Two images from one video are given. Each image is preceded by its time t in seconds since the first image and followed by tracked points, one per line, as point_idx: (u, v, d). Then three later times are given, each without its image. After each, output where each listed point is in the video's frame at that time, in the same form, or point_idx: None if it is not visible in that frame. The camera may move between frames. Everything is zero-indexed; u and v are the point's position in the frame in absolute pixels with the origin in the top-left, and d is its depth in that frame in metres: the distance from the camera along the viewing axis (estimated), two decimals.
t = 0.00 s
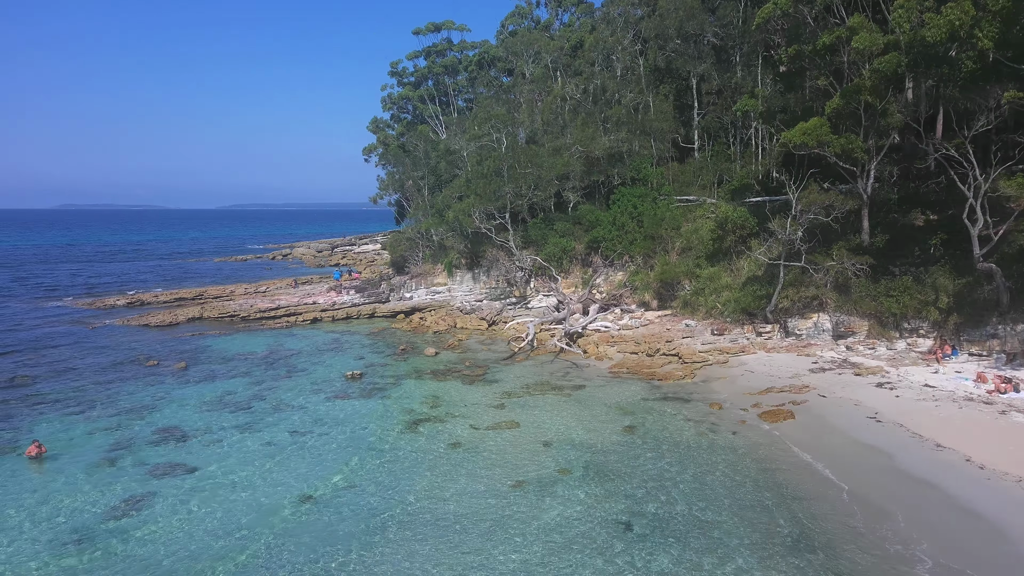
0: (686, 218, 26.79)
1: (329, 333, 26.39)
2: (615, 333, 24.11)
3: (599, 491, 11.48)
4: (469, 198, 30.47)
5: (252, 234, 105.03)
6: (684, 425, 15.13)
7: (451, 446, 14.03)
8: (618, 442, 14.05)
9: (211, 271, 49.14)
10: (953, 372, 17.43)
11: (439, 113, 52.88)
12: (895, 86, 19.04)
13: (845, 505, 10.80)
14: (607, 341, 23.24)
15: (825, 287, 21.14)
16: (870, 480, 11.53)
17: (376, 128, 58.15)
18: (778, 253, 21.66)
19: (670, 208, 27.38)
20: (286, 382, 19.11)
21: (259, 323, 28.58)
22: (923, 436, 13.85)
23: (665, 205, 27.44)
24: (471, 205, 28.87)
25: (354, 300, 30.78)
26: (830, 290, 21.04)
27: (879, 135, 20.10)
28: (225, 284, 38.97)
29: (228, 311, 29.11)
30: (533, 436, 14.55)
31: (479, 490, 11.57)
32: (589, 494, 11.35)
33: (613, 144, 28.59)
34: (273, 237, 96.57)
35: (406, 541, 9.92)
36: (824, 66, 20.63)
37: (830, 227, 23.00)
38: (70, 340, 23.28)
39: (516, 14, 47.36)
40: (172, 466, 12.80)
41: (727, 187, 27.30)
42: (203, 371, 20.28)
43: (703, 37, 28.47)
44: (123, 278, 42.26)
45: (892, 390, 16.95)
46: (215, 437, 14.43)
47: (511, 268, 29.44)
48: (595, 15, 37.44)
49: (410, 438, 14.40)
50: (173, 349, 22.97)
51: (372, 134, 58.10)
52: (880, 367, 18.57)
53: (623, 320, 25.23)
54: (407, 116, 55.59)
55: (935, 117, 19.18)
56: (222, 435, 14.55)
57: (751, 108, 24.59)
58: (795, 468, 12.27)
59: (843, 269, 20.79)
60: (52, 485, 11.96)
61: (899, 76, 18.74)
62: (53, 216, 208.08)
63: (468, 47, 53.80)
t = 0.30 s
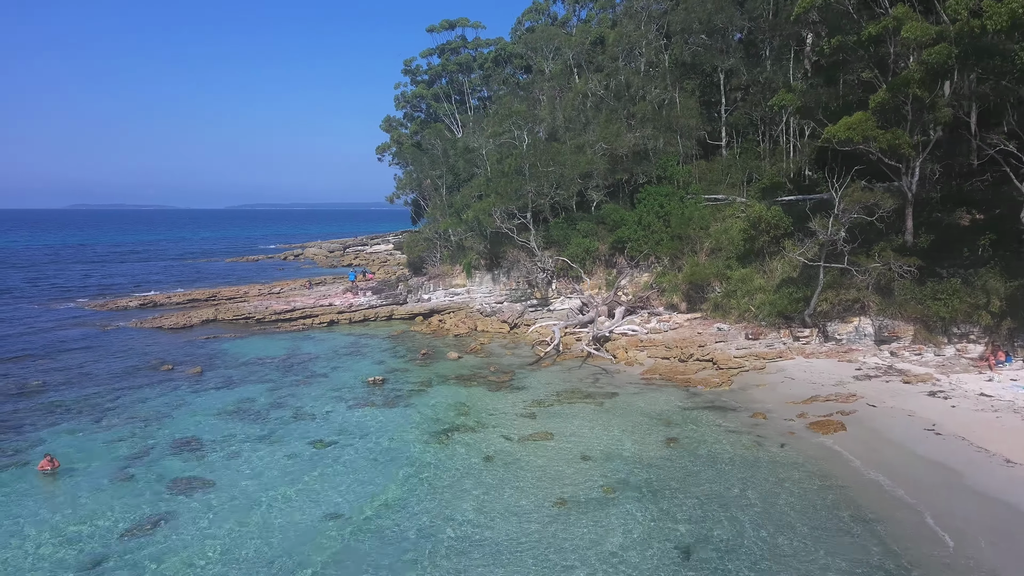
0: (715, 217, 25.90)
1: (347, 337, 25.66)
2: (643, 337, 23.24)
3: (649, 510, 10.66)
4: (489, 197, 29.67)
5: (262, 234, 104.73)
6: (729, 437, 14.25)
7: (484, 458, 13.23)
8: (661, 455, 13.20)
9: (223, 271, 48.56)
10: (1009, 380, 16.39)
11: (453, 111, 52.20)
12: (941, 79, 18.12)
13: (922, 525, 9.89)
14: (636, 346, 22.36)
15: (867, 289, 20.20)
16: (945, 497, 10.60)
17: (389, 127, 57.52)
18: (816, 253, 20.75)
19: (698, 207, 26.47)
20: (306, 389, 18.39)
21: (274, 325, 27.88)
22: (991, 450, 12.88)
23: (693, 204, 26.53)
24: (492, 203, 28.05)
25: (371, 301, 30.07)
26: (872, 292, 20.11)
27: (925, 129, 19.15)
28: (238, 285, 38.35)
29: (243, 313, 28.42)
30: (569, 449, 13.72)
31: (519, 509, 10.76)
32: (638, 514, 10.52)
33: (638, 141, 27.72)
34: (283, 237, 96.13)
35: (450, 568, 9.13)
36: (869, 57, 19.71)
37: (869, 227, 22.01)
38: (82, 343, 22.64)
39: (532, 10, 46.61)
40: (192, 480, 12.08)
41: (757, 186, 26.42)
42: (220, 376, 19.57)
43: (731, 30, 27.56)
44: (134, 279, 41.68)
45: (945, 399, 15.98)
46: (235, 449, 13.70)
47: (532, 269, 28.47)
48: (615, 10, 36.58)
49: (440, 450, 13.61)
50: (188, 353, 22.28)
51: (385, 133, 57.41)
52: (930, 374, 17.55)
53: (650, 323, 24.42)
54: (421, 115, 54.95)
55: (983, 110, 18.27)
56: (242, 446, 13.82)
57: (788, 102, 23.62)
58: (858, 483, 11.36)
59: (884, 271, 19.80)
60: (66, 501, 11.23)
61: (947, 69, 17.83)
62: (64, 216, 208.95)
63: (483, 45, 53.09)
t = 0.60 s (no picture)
0: (745, 216, 25.01)
1: (365, 340, 24.89)
2: (673, 341, 22.37)
3: (705, 534, 9.85)
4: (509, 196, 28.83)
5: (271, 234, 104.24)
6: (780, 450, 13.37)
7: (520, 473, 12.43)
8: (710, 471, 12.36)
9: (234, 271, 47.94)
10: None
11: (466, 108, 51.44)
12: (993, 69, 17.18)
13: (1010, 551, 9.01)
14: (666, 350, 21.50)
15: (911, 291, 19.27)
16: None
17: (400, 125, 56.80)
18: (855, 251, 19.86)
19: (727, 206, 25.56)
20: (326, 396, 17.62)
21: (289, 327, 27.12)
22: None
23: (722, 203, 25.61)
24: (513, 202, 27.22)
25: (388, 302, 29.26)
26: (917, 295, 19.16)
27: (975, 122, 18.20)
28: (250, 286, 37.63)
29: (257, 315, 27.71)
30: (610, 463, 12.87)
31: (565, 532, 9.98)
32: (694, 538, 9.71)
33: (663, 138, 26.85)
34: (292, 236, 95.68)
35: None
36: (916, 49, 18.68)
37: (911, 225, 21.04)
38: (93, 346, 21.93)
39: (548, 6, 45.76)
40: (212, 496, 11.32)
41: (788, 183, 25.56)
42: (236, 382, 18.81)
43: (762, 22, 26.60)
44: (145, 279, 41.10)
45: (1004, 407, 15.02)
46: (256, 461, 12.94)
47: (554, 269, 27.60)
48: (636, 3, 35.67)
49: (472, 463, 12.81)
50: (202, 357, 21.53)
51: (397, 131, 56.65)
52: (983, 381, 16.48)
53: (679, 327, 23.53)
54: (433, 112, 54.22)
55: None
56: (263, 459, 13.06)
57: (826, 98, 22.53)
58: (930, 501, 10.48)
59: (929, 271, 18.85)
60: (81, 519, 10.47)
61: (1001, 58, 16.90)
62: (73, 216, 209.37)
63: (497, 41, 52.26)
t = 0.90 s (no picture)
0: (778, 215, 24.12)
1: (384, 344, 24.11)
2: (706, 346, 21.49)
3: (777, 563, 9.02)
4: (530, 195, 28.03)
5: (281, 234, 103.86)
6: (839, 464, 12.49)
7: (563, 489, 11.61)
8: (768, 487, 11.49)
9: (247, 272, 47.37)
10: None
11: (480, 107, 50.72)
12: None
13: None
14: (700, 355, 20.63)
15: (961, 293, 18.29)
16: None
17: (413, 124, 56.12)
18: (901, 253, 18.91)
19: (760, 205, 24.65)
20: (349, 404, 16.87)
21: (305, 330, 26.40)
22: None
23: (754, 201, 24.69)
24: (536, 201, 26.39)
25: (406, 304, 28.49)
26: (968, 298, 18.15)
27: None
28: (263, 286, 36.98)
29: (273, 317, 26.99)
30: (659, 479, 12.02)
31: (623, 561, 9.16)
32: (766, 568, 8.88)
33: (691, 135, 25.97)
34: (303, 237, 95.28)
35: None
36: (970, 39, 17.65)
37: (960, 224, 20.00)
38: (106, 350, 21.27)
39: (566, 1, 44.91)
40: (236, 515, 10.59)
41: (822, 181, 24.66)
42: (254, 388, 18.10)
43: (795, 14, 25.63)
44: (158, 279, 40.56)
45: None
46: (281, 476, 12.20)
47: (577, 270, 26.73)
48: None
49: (510, 480, 12.02)
50: (218, 361, 20.83)
51: (410, 130, 56.01)
52: None
53: (711, 330, 22.67)
54: (447, 111, 53.51)
55: None
56: (288, 474, 12.33)
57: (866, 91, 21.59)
58: (1020, 524, 9.58)
59: (982, 274, 17.81)
60: (98, 541, 9.77)
61: None
62: (83, 216, 210.19)
63: (512, 38, 51.47)
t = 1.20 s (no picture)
0: (815, 214, 23.22)
1: (406, 348, 23.35)
2: (743, 351, 20.56)
3: None
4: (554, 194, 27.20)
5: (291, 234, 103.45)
6: (910, 481, 11.61)
7: (614, 508, 10.80)
8: (840, 509, 10.62)
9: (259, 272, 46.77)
10: None
11: (494, 105, 50.07)
12: None
13: None
14: (738, 361, 19.74)
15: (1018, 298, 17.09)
16: None
17: (427, 122, 55.44)
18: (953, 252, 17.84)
19: (795, 203, 23.72)
20: (375, 411, 16.10)
21: (323, 332, 25.66)
22: None
23: (789, 200, 23.75)
24: (561, 200, 25.53)
25: (426, 305, 27.69)
26: None
27: None
28: (277, 287, 36.31)
29: (289, 319, 26.25)
30: (715, 497, 11.17)
31: None
32: None
33: (723, 131, 25.06)
34: (312, 237, 94.85)
35: None
36: None
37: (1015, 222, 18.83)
38: (121, 354, 20.61)
39: None
40: (266, 537, 9.85)
41: (860, 179, 23.78)
42: (275, 395, 17.37)
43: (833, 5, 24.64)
44: (170, 280, 39.97)
45: None
46: (311, 493, 11.46)
47: (603, 272, 25.86)
48: None
49: (556, 497, 11.21)
50: (236, 366, 20.12)
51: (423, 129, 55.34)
52: None
53: (746, 335, 21.78)
54: (461, 109, 52.85)
55: None
56: (318, 490, 11.58)
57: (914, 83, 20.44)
58: None
59: None
60: (121, 566, 9.04)
61: None
62: (92, 216, 210.67)
63: (527, 35, 50.72)
